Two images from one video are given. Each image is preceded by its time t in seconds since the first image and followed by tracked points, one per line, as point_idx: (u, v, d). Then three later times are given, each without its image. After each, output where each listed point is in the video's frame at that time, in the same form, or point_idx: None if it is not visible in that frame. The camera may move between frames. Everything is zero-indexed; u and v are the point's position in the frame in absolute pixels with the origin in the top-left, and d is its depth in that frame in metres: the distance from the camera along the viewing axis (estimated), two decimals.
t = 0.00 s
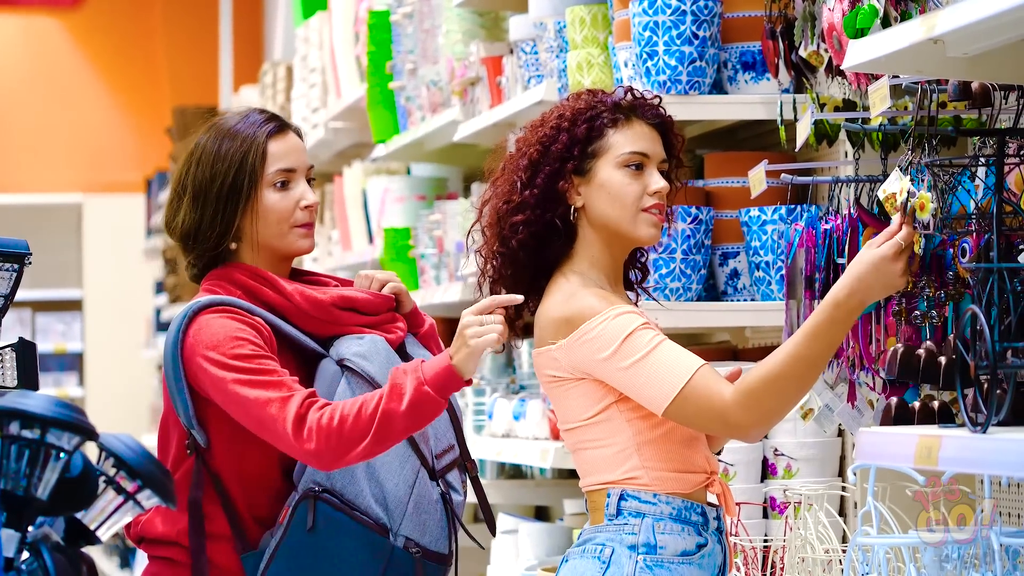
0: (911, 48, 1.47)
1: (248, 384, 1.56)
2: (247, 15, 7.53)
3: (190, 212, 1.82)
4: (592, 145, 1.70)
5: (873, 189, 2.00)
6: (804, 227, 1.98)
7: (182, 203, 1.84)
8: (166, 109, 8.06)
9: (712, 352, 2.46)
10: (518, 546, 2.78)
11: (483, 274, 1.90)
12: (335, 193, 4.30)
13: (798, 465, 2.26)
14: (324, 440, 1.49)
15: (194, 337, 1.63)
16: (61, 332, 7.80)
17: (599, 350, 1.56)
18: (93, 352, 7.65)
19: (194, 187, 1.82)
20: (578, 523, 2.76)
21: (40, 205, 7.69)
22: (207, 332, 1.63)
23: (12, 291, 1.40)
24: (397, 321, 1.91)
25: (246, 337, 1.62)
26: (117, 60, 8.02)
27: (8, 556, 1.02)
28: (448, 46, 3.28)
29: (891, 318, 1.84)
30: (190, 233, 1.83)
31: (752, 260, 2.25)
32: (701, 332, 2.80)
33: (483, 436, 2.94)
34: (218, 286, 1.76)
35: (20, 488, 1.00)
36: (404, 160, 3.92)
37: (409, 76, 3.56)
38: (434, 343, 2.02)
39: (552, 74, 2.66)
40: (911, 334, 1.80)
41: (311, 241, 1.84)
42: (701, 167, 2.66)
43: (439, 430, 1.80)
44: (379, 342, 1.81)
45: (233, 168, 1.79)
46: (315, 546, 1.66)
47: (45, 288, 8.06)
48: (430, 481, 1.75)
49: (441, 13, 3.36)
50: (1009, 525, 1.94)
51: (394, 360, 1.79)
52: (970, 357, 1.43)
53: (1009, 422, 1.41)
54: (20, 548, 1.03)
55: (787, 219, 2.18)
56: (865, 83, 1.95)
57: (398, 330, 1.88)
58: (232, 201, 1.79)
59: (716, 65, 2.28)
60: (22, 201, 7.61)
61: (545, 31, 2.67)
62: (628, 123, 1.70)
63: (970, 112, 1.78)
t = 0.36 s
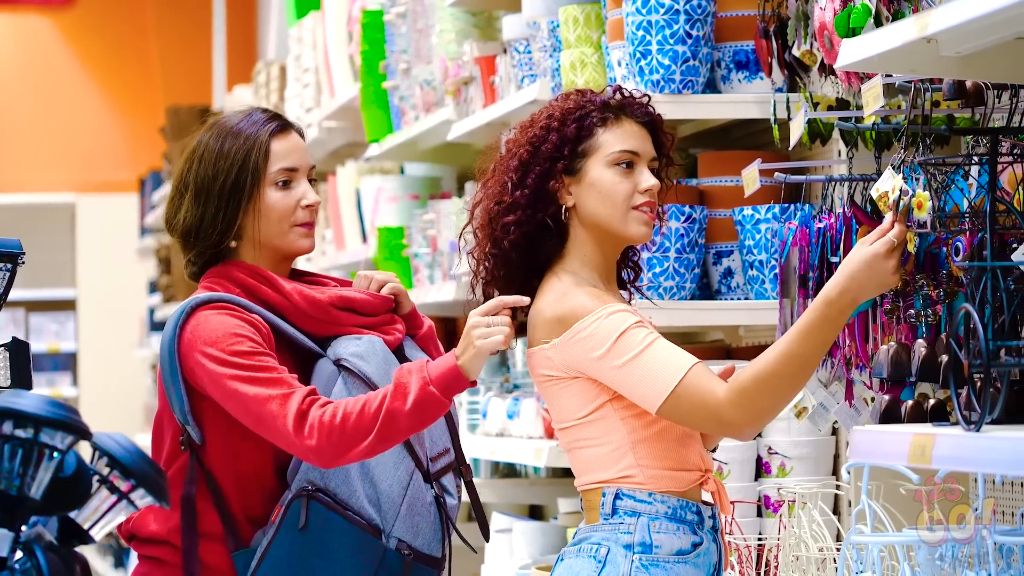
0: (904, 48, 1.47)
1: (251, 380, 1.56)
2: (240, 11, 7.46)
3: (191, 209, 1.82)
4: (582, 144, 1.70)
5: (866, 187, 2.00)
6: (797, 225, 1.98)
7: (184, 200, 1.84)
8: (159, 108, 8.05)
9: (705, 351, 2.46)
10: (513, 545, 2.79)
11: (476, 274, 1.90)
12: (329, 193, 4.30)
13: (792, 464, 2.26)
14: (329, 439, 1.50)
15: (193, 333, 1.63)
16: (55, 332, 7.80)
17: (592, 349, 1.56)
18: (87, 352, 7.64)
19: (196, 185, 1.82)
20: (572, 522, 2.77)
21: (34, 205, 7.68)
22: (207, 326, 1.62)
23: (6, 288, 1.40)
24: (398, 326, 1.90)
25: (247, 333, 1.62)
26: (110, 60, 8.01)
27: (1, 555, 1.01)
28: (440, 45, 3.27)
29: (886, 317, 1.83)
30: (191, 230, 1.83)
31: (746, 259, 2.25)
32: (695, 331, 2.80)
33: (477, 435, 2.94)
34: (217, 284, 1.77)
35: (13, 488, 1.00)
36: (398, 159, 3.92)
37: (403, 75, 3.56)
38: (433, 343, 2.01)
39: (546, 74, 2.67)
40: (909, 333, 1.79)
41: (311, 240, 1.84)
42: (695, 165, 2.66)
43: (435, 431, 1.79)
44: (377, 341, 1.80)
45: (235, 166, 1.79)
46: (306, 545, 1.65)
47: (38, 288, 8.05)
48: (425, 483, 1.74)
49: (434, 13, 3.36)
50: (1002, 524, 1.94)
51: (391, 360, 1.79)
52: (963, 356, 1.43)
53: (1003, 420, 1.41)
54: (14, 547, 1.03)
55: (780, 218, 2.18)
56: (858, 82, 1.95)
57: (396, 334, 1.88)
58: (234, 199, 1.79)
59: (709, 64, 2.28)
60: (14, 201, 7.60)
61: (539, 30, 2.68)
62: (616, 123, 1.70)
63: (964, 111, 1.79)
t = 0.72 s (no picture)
0: (903, 46, 1.47)
1: (226, 391, 1.63)
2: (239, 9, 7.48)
3: (186, 206, 1.82)
4: (578, 143, 1.69)
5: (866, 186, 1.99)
6: (796, 224, 1.97)
7: (179, 197, 1.84)
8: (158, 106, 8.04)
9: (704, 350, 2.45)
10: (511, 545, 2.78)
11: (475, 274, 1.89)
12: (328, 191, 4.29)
13: (790, 463, 2.26)
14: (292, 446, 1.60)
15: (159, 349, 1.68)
16: (53, 330, 7.81)
17: (591, 346, 1.56)
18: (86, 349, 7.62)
19: (190, 182, 1.82)
20: (570, 521, 2.76)
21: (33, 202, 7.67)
22: (183, 333, 1.67)
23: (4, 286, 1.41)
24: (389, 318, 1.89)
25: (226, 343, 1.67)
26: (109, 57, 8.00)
27: None
28: (440, 43, 3.27)
29: (884, 317, 1.83)
30: (188, 227, 1.82)
31: (744, 258, 2.24)
32: (693, 329, 2.79)
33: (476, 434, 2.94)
34: (207, 283, 1.77)
35: (12, 486, 1.00)
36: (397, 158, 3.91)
37: (402, 73, 3.56)
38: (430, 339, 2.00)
39: (545, 72, 2.66)
40: (906, 332, 1.79)
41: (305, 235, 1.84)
42: (694, 164, 2.66)
43: (427, 425, 1.77)
44: (366, 336, 1.79)
45: (230, 160, 1.79)
46: (297, 540, 1.67)
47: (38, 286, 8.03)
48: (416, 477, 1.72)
49: (433, 11, 3.36)
50: (1001, 523, 1.94)
51: (381, 354, 1.77)
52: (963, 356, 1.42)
53: (1001, 419, 1.41)
54: (12, 546, 1.03)
55: (779, 217, 2.17)
56: (857, 81, 1.95)
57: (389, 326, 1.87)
58: (229, 194, 1.79)
59: (709, 63, 2.28)
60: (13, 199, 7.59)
61: (538, 28, 2.67)
62: (611, 121, 1.70)
63: (963, 110, 1.78)
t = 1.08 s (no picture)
0: (903, 47, 1.47)
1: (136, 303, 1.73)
2: (238, 11, 7.50)
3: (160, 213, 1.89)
4: (571, 147, 1.70)
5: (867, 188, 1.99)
6: (796, 226, 1.97)
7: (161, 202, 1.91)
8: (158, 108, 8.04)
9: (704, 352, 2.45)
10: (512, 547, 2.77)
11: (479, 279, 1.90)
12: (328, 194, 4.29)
13: (791, 465, 2.26)
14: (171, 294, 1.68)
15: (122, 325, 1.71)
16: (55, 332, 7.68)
17: (587, 347, 1.56)
18: (86, 351, 7.60)
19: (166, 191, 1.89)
20: (571, 523, 2.76)
21: (33, 205, 7.65)
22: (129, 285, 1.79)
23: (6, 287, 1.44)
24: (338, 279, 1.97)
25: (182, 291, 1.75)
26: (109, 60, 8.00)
27: None
28: (440, 46, 3.27)
29: (885, 318, 1.83)
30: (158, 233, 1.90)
31: (745, 259, 2.24)
32: (694, 331, 2.79)
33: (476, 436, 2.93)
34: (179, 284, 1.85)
35: (12, 488, 0.99)
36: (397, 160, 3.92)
37: (402, 75, 3.56)
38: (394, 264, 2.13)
39: (545, 74, 2.66)
40: (906, 334, 1.79)
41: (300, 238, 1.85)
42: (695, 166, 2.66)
43: (393, 352, 1.79)
44: (311, 278, 1.80)
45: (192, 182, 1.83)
46: (276, 487, 1.68)
47: (38, 288, 8.01)
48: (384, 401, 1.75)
49: (433, 13, 3.36)
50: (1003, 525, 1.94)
51: (329, 292, 1.78)
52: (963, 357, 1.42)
53: (1002, 420, 1.41)
54: (12, 549, 1.02)
55: (780, 218, 2.18)
56: (857, 82, 1.95)
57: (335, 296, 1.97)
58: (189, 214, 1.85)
59: (708, 64, 2.28)
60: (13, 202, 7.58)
61: (538, 31, 2.67)
62: (603, 122, 1.70)
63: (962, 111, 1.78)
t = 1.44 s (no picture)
0: (904, 56, 1.47)
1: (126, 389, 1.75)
2: (240, 19, 7.51)
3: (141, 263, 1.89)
4: (560, 161, 1.73)
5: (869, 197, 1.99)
6: (797, 235, 1.98)
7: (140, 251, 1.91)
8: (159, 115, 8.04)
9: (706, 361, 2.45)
10: (513, 556, 2.77)
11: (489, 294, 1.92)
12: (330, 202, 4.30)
13: (792, 474, 2.25)
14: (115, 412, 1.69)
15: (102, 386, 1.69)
16: (54, 341, 7.68)
17: (574, 353, 1.56)
18: (87, 359, 7.57)
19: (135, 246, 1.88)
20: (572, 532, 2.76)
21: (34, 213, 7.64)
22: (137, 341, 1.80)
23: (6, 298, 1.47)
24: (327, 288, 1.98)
25: (152, 315, 1.73)
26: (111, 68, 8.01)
27: None
28: (441, 54, 3.27)
29: (887, 326, 1.84)
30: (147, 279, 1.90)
31: (746, 269, 2.25)
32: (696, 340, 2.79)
33: (478, 445, 2.93)
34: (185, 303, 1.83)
35: (12, 498, 0.99)
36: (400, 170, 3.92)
37: (403, 84, 3.56)
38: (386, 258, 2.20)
39: (547, 83, 2.66)
40: (911, 343, 1.79)
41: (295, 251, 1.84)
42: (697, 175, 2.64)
43: (378, 372, 1.78)
44: (299, 297, 1.79)
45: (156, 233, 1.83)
46: (251, 503, 1.66)
47: (38, 296, 7.99)
48: (363, 419, 1.73)
49: (435, 22, 3.36)
50: (1005, 535, 1.93)
51: (313, 310, 1.77)
52: (964, 367, 1.42)
53: (1003, 430, 1.41)
54: (13, 559, 1.02)
55: (781, 227, 2.17)
56: (859, 91, 1.95)
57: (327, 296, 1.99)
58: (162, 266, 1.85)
59: (710, 73, 2.28)
60: (14, 210, 7.57)
61: (539, 39, 2.68)
62: (590, 135, 1.71)
63: (964, 120, 1.78)
